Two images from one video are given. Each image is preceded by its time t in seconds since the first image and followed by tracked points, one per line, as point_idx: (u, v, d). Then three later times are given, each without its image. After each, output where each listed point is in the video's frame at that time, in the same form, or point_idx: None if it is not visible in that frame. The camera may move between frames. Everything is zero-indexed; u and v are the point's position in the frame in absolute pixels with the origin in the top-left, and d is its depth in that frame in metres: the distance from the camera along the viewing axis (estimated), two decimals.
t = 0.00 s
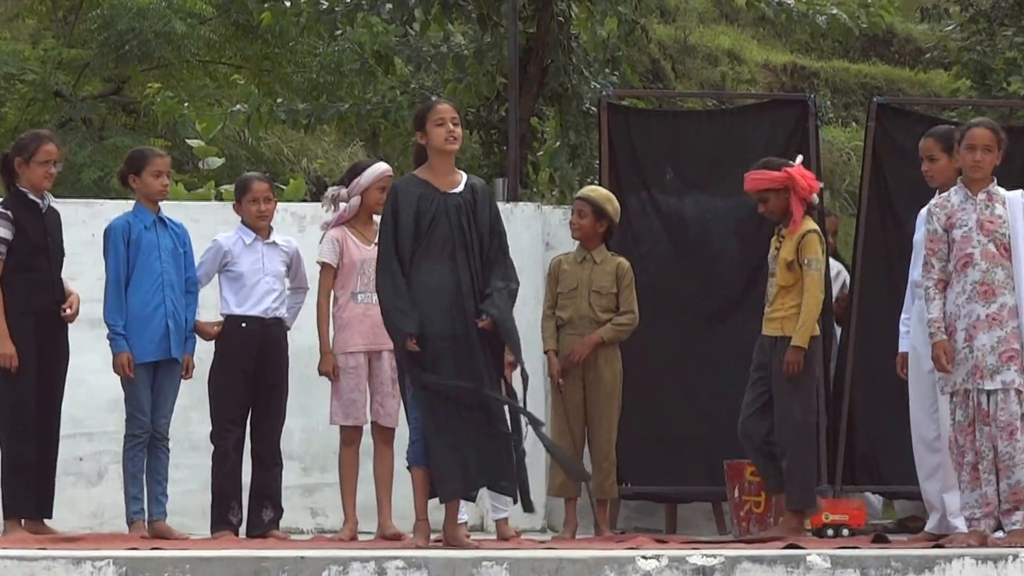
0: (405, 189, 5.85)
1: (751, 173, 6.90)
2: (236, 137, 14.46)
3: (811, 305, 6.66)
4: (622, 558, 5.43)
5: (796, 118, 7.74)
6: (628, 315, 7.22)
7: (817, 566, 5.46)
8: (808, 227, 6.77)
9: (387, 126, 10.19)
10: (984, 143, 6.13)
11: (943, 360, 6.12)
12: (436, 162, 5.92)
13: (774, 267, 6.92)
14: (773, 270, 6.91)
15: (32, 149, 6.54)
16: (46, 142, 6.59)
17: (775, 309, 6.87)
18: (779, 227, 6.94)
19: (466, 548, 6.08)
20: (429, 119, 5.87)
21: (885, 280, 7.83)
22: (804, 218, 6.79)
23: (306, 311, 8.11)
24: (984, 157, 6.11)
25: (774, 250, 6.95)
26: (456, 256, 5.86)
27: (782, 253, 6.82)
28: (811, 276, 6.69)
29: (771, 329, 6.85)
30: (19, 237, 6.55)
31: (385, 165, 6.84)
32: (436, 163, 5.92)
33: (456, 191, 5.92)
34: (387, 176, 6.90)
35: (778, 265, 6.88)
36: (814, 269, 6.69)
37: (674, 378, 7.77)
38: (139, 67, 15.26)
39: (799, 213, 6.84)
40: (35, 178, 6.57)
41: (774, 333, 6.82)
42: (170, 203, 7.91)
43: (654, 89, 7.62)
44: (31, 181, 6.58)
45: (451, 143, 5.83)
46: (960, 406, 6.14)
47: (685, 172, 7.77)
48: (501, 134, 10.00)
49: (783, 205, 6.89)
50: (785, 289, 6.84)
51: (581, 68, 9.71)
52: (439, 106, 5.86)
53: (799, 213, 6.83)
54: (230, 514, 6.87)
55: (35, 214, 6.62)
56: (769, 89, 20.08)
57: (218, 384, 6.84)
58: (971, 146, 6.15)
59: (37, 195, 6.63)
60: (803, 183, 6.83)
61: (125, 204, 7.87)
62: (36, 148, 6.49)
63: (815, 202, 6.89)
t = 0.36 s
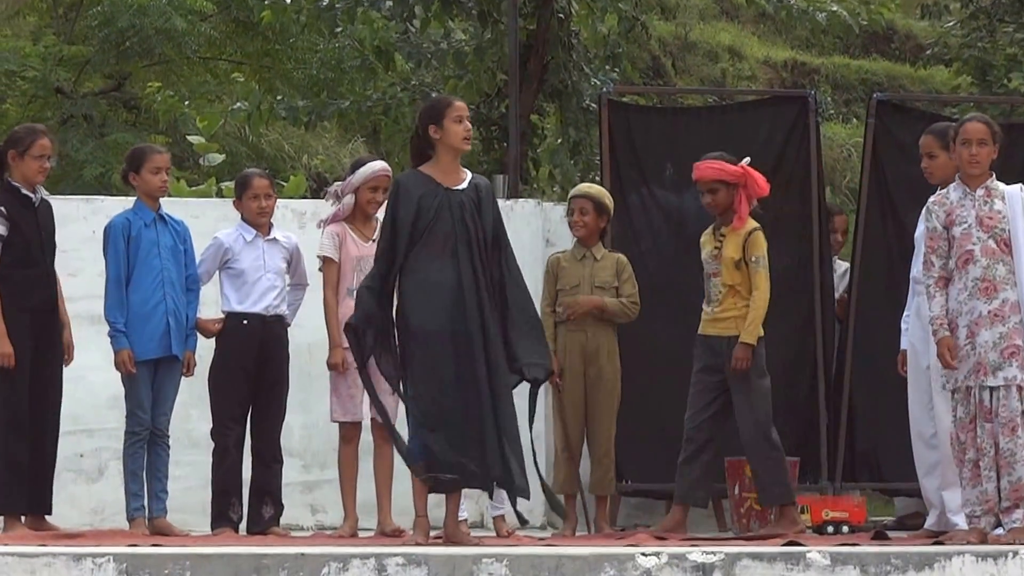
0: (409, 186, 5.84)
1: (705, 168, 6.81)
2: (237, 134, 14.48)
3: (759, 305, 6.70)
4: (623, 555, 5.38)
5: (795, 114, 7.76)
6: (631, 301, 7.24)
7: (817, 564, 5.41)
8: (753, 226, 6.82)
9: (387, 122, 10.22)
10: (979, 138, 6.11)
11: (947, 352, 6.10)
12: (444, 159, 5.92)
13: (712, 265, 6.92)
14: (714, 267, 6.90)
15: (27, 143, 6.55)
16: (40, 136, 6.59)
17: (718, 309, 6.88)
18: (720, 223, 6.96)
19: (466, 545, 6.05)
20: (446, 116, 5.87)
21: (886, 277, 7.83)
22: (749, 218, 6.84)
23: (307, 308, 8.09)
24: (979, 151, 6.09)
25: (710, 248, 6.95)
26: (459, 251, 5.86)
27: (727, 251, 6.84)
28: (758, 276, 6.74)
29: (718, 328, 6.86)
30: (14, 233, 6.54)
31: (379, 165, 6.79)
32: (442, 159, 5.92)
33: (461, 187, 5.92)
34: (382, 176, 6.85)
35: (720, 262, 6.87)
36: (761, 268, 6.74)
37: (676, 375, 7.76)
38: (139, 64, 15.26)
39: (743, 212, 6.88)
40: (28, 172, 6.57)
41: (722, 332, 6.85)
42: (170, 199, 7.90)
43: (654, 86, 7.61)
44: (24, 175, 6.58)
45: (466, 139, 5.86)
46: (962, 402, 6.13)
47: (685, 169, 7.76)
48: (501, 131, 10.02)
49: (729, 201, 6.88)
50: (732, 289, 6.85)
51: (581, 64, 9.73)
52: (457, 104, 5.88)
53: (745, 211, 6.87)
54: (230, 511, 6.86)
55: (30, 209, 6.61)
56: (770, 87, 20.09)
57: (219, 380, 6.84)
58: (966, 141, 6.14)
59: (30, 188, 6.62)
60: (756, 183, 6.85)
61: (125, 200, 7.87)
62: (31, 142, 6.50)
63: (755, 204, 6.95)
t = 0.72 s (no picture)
0: (412, 183, 5.84)
1: (668, 158, 6.84)
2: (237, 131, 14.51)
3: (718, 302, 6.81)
4: (623, 552, 5.37)
5: (794, 110, 7.76)
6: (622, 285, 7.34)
7: (817, 560, 5.41)
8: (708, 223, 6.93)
9: (386, 119, 10.24)
10: (988, 131, 6.10)
11: (951, 341, 6.15)
12: (441, 156, 5.94)
13: (663, 259, 6.93)
14: (666, 261, 6.92)
15: (29, 140, 6.56)
16: (41, 134, 6.60)
17: (672, 303, 6.88)
18: (666, 217, 7.00)
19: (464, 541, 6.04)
20: (451, 114, 5.91)
21: (886, 274, 7.84)
22: (704, 214, 6.93)
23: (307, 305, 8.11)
24: (988, 143, 6.08)
25: (658, 242, 6.98)
26: (462, 249, 5.86)
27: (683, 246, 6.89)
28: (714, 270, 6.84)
29: (674, 323, 6.86)
30: (17, 230, 6.51)
31: (367, 159, 6.79)
32: (441, 154, 5.94)
33: (461, 184, 5.93)
34: (371, 168, 6.85)
35: (674, 256, 6.90)
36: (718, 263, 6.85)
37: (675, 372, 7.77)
38: (140, 60, 15.26)
39: (696, 207, 6.95)
40: (30, 170, 6.58)
41: (677, 327, 6.86)
42: (170, 197, 7.92)
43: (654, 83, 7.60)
44: (26, 173, 6.59)
45: (468, 138, 5.90)
46: (965, 397, 6.11)
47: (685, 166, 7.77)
48: (500, 127, 10.05)
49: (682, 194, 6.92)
50: (687, 283, 6.88)
51: (580, 61, 9.75)
52: (461, 103, 5.92)
53: (698, 207, 6.95)
54: (231, 508, 6.87)
55: (32, 206, 6.61)
56: (770, 84, 20.11)
57: (219, 377, 6.85)
58: (975, 133, 6.14)
59: (31, 185, 6.63)
60: (708, 180, 6.95)
61: (125, 197, 7.89)
62: (33, 139, 6.51)
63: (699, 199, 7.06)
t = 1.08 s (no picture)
0: (411, 180, 5.84)
1: (649, 155, 6.88)
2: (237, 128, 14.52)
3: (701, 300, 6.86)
4: (622, 548, 5.38)
5: (793, 107, 7.79)
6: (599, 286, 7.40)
7: (817, 556, 5.41)
8: (689, 223, 6.98)
9: (386, 116, 10.25)
10: (1005, 128, 6.11)
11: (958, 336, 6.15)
12: (440, 153, 5.95)
13: (646, 257, 6.96)
14: (648, 259, 6.96)
15: (35, 137, 6.59)
16: (47, 131, 6.64)
17: (656, 301, 6.91)
18: (647, 216, 7.05)
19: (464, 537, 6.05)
20: (450, 111, 5.93)
21: (885, 271, 7.85)
22: (685, 213, 6.99)
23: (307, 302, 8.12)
24: (1005, 141, 6.10)
25: (639, 241, 7.01)
26: (461, 248, 5.88)
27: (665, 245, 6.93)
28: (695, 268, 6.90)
29: (658, 321, 6.89)
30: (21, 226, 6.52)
31: (364, 153, 6.80)
32: (440, 151, 5.95)
33: (460, 181, 5.93)
34: (369, 163, 6.85)
35: (657, 254, 6.94)
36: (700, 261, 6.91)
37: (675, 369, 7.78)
38: (139, 57, 15.26)
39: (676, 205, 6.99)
40: (36, 166, 6.60)
41: (661, 325, 6.88)
42: (171, 194, 7.93)
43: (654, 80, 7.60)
44: (32, 169, 6.61)
45: (466, 135, 5.91)
46: (972, 391, 6.10)
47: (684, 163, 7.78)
48: (500, 124, 10.05)
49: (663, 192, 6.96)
50: (670, 280, 6.92)
51: (580, 59, 9.75)
52: (459, 101, 5.94)
53: (680, 206, 6.98)
54: (230, 504, 6.88)
55: (36, 202, 6.61)
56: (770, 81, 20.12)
57: (219, 374, 6.85)
58: (991, 131, 6.15)
59: (35, 181, 6.65)
60: (688, 179, 7.00)
61: (126, 194, 7.90)
62: (39, 136, 6.55)
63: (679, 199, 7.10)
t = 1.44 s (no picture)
0: (410, 178, 5.85)
1: (635, 154, 6.86)
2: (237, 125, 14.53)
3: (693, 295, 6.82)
4: (621, 545, 5.38)
5: (793, 104, 7.79)
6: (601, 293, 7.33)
7: (816, 553, 5.39)
8: (680, 218, 6.96)
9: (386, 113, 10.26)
10: (1016, 127, 6.14)
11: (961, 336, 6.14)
12: (438, 149, 5.95)
13: (638, 255, 6.96)
14: (641, 256, 6.95)
15: (38, 135, 6.60)
16: (50, 129, 6.65)
17: (647, 299, 6.92)
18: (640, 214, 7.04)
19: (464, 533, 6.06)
20: (447, 109, 5.92)
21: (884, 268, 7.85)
22: (676, 209, 6.96)
23: (307, 299, 8.12)
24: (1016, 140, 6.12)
25: (632, 239, 7.01)
26: (460, 245, 5.89)
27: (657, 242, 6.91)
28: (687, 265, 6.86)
29: (651, 320, 6.91)
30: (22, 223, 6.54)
31: (370, 152, 6.80)
32: (437, 148, 5.94)
33: (459, 179, 5.93)
34: (374, 159, 6.85)
35: (649, 251, 6.93)
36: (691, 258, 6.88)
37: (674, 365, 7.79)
38: (140, 54, 15.27)
39: (668, 202, 6.96)
40: (38, 164, 6.62)
41: (654, 323, 6.91)
42: (171, 191, 7.93)
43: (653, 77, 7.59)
44: (34, 167, 6.63)
45: (464, 132, 5.91)
46: (977, 387, 6.09)
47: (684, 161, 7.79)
48: (500, 121, 10.05)
49: (653, 189, 6.94)
50: (661, 278, 6.90)
51: (580, 56, 9.76)
52: (456, 98, 5.93)
53: (670, 202, 6.96)
54: (230, 501, 6.88)
55: (37, 200, 6.63)
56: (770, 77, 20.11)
57: (219, 371, 6.86)
58: (1000, 129, 6.18)
59: (38, 179, 6.66)
60: (679, 175, 6.96)
61: (126, 191, 7.91)
62: (42, 134, 6.55)
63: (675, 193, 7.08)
